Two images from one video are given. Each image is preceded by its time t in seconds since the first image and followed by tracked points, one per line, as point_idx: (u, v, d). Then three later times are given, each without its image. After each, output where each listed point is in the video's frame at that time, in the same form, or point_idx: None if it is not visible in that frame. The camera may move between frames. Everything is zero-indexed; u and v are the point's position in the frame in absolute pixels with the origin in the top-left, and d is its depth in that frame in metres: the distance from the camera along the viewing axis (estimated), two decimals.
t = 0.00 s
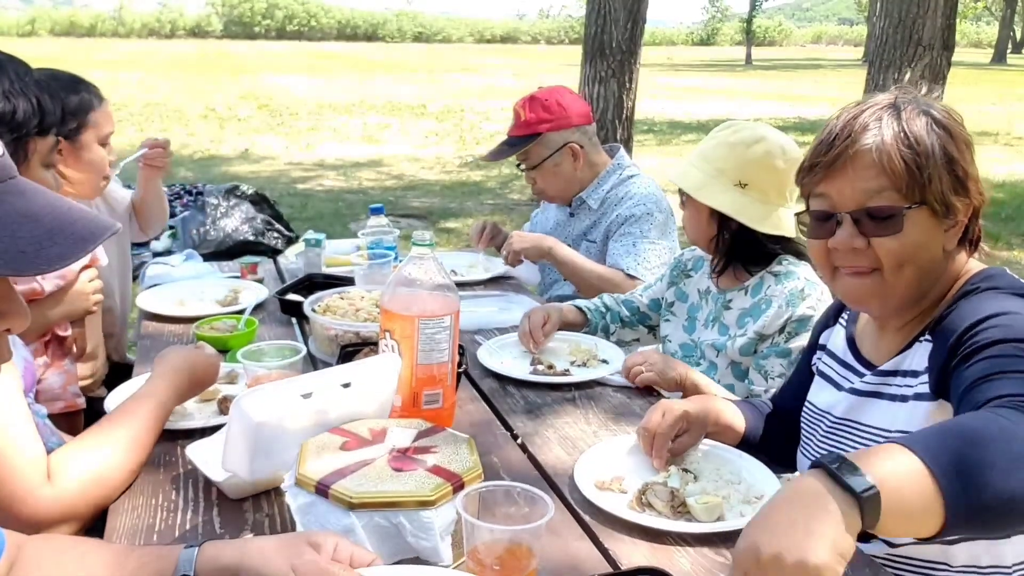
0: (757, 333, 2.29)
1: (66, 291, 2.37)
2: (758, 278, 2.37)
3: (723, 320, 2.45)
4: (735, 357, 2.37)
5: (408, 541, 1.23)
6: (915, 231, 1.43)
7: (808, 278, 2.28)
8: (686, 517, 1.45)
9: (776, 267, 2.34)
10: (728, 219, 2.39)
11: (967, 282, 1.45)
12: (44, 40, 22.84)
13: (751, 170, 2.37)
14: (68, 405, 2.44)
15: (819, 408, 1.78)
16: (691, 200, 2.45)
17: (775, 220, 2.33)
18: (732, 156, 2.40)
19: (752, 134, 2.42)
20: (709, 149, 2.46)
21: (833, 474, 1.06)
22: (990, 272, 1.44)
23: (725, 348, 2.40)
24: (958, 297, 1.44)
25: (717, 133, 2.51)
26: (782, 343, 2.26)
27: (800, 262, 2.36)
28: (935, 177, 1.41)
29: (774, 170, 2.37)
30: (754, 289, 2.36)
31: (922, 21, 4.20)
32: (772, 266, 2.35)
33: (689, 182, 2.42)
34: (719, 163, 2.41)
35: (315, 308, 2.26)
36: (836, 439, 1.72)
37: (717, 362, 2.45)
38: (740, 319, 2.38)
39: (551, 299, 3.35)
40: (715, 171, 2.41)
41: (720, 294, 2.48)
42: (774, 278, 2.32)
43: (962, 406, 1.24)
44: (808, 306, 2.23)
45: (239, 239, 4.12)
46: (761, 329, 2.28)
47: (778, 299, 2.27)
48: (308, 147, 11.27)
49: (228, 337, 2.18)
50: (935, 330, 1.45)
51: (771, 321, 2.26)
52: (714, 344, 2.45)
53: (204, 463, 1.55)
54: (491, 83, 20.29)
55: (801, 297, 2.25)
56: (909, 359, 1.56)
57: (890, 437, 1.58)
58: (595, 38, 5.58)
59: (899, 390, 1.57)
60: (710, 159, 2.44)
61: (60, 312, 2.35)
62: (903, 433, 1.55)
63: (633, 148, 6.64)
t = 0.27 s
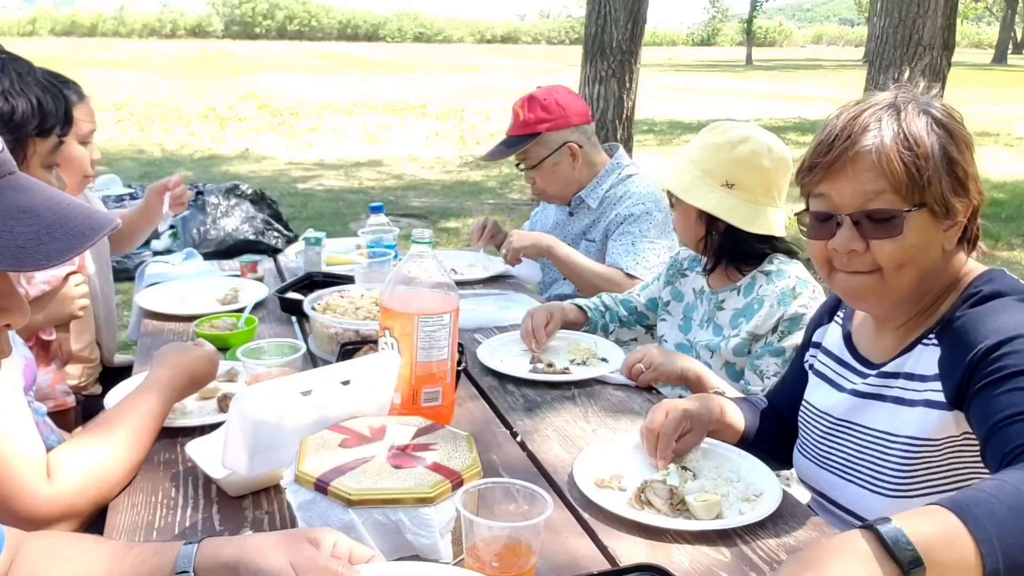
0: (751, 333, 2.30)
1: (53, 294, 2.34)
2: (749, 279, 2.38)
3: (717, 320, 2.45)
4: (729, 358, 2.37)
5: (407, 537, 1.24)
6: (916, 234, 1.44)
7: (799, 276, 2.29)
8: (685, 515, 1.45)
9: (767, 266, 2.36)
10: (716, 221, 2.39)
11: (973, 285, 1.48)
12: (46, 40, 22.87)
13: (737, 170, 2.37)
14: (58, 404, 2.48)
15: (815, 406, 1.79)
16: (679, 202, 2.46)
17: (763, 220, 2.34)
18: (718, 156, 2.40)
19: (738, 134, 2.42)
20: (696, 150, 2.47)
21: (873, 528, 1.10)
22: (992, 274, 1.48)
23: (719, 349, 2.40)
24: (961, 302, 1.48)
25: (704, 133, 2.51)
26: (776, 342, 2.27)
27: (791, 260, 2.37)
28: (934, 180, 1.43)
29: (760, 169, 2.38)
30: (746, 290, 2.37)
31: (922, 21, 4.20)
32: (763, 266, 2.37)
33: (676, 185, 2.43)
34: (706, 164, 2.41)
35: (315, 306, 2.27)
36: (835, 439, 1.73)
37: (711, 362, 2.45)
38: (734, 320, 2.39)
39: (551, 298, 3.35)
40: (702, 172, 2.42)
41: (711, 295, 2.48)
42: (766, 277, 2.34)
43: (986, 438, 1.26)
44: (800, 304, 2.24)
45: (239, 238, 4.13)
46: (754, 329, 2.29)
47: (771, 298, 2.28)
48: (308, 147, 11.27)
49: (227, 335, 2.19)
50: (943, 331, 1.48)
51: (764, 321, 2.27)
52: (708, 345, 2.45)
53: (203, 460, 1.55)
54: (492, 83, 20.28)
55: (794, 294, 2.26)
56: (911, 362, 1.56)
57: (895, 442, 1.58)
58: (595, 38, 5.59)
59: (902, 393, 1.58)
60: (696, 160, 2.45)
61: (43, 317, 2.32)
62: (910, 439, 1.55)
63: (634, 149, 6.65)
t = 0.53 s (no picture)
0: (746, 337, 2.31)
1: (54, 289, 2.33)
2: (742, 281, 2.38)
3: (711, 323, 2.45)
4: (723, 361, 2.37)
5: (408, 537, 1.24)
6: (930, 245, 1.45)
7: (792, 278, 2.30)
8: (686, 515, 1.45)
9: (759, 268, 2.36)
10: (707, 221, 2.39)
11: (979, 288, 1.48)
12: (46, 40, 22.86)
13: (728, 170, 2.38)
14: (70, 399, 2.50)
15: (817, 404, 1.79)
16: (671, 204, 2.46)
17: (753, 220, 2.33)
18: (710, 157, 2.42)
19: (729, 135, 2.44)
20: (687, 152, 2.48)
21: (832, 535, 1.14)
22: (998, 279, 1.47)
23: (713, 352, 2.40)
24: (967, 302, 1.47)
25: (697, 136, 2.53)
26: (770, 344, 2.27)
27: (784, 261, 2.38)
28: (955, 193, 1.42)
29: (752, 171, 2.39)
30: (738, 292, 2.38)
31: (923, 22, 4.20)
32: (755, 268, 2.37)
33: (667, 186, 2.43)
34: (697, 165, 2.43)
35: (315, 306, 2.27)
36: (835, 437, 1.73)
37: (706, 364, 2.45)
38: (728, 323, 2.39)
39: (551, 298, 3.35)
40: (693, 173, 2.42)
41: (705, 296, 2.48)
42: (758, 279, 2.34)
43: (976, 445, 1.28)
44: (794, 306, 2.24)
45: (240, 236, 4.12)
46: (748, 332, 2.29)
47: (763, 300, 2.28)
48: (309, 147, 11.28)
49: (228, 334, 2.18)
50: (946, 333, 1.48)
51: (758, 324, 2.27)
52: (703, 348, 2.45)
53: (204, 459, 1.55)
54: (492, 83, 20.27)
55: (786, 296, 2.26)
56: (912, 362, 1.57)
57: (895, 442, 1.58)
58: (596, 38, 5.59)
59: (903, 392, 1.58)
60: (688, 162, 2.46)
61: (49, 313, 2.31)
62: (909, 439, 1.55)
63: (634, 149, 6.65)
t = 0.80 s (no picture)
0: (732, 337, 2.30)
1: (50, 286, 2.33)
2: (733, 283, 2.38)
3: (701, 323, 2.46)
4: (713, 362, 2.38)
5: (407, 535, 1.24)
6: (930, 242, 1.46)
7: (780, 278, 2.30)
8: (684, 514, 1.45)
9: (750, 268, 2.37)
10: (695, 223, 2.40)
11: (980, 288, 1.48)
12: (47, 40, 22.87)
13: (715, 173, 2.38)
14: (67, 395, 2.52)
15: (818, 403, 1.80)
16: (660, 207, 2.46)
17: (741, 222, 2.34)
18: (697, 159, 2.42)
19: (717, 137, 2.44)
20: (676, 154, 2.48)
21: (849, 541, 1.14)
22: (999, 278, 1.47)
23: (704, 353, 2.41)
24: (969, 302, 1.47)
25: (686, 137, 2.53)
26: (755, 344, 2.26)
27: (774, 261, 2.38)
28: (956, 190, 1.43)
29: (739, 172, 2.39)
30: (729, 293, 2.38)
31: (923, 22, 4.20)
32: (746, 269, 2.37)
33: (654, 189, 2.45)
34: (685, 167, 2.43)
35: (315, 305, 2.27)
36: (836, 436, 1.73)
37: (696, 366, 2.44)
38: (717, 323, 2.40)
39: (551, 297, 3.35)
40: (681, 175, 2.43)
41: (697, 297, 2.48)
42: (749, 279, 2.34)
43: (983, 450, 1.27)
44: (780, 307, 2.23)
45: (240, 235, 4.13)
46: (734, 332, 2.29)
47: (750, 302, 2.28)
48: (309, 147, 11.28)
49: (228, 333, 2.19)
50: (949, 333, 1.48)
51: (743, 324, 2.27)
52: (694, 348, 2.45)
53: (203, 457, 1.55)
54: (493, 83, 20.28)
55: (773, 298, 2.25)
56: (913, 362, 1.57)
57: (897, 441, 1.58)
58: (596, 38, 5.59)
59: (904, 392, 1.58)
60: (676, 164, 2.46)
61: (44, 310, 2.31)
62: (912, 440, 1.55)
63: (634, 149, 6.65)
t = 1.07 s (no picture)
0: (724, 339, 2.31)
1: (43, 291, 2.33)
2: (724, 285, 2.38)
3: (694, 325, 2.47)
4: (706, 364, 2.38)
5: (408, 536, 1.24)
6: (933, 242, 1.45)
7: (770, 280, 2.30)
8: (685, 515, 1.45)
9: (740, 270, 2.37)
10: (682, 229, 2.39)
11: (983, 292, 1.48)
12: (48, 39, 22.85)
13: (701, 178, 2.37)
14: (65, 391, 2.53)
15: (820, 405, 1.79)
16: (648, 212, 2.46)
17: (729, 227, 2.33)
18: (682, 164, 2.40)
19: (702, 141, 2.40)
20: (662, 159, 2.47)
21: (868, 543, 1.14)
22: (1001, 281, 1.47)
23: (697, 355, 2.41)
24: (973, 306, 1.47)
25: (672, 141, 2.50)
26: (747, 347, 2.27)
27: (765, 262, 2.39)
28: (958, 190, 1.43)
29: (725, 176, 2.36)
30: (721, 295, 2.38)
31: (924, 22, 4.20)
32: (737, 270, 2.37)
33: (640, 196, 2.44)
34: (671, 173, 2.42)
35: (316, 306, 2.27)
36: (837, 439, 1.73)
37: (691, 369, 2.45)
38: (709, 325, 2.40)
39: (551, 298, 3.35)
40: (667, 181, 2.42)
41: (690, 299, 2.49)
42: (739, 281, 2.35)
43: (993, 463, 1.27)
44: (772, 308, 2.24)
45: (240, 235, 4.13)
46: (727, 335, 2.30)
47: (740, 305, 2.28)
48: (309, 146, 11.28)
49: (228, 333, 2.18)
50: (953, 337, 1.48)
51: (735, 327, 2.27)
52: (688, 351, 2.45)
53: (204, 458, 1.55)
54: (493, 83, 20.28)
55: (763, 300, 2.26)
56: (916, 365, 1.57)
57: (899, 445, 1.58)
58: (597, 39, 5.59)
59: (907, 396, 1.58)
60: (662, 170, 2.45)
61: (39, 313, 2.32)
62: (913, 444, 1.55)
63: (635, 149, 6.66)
